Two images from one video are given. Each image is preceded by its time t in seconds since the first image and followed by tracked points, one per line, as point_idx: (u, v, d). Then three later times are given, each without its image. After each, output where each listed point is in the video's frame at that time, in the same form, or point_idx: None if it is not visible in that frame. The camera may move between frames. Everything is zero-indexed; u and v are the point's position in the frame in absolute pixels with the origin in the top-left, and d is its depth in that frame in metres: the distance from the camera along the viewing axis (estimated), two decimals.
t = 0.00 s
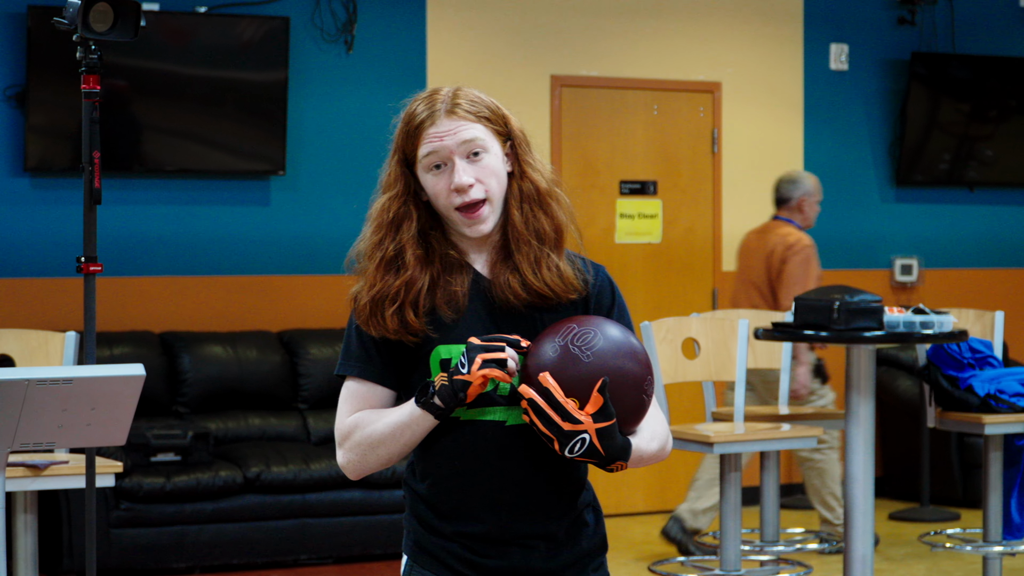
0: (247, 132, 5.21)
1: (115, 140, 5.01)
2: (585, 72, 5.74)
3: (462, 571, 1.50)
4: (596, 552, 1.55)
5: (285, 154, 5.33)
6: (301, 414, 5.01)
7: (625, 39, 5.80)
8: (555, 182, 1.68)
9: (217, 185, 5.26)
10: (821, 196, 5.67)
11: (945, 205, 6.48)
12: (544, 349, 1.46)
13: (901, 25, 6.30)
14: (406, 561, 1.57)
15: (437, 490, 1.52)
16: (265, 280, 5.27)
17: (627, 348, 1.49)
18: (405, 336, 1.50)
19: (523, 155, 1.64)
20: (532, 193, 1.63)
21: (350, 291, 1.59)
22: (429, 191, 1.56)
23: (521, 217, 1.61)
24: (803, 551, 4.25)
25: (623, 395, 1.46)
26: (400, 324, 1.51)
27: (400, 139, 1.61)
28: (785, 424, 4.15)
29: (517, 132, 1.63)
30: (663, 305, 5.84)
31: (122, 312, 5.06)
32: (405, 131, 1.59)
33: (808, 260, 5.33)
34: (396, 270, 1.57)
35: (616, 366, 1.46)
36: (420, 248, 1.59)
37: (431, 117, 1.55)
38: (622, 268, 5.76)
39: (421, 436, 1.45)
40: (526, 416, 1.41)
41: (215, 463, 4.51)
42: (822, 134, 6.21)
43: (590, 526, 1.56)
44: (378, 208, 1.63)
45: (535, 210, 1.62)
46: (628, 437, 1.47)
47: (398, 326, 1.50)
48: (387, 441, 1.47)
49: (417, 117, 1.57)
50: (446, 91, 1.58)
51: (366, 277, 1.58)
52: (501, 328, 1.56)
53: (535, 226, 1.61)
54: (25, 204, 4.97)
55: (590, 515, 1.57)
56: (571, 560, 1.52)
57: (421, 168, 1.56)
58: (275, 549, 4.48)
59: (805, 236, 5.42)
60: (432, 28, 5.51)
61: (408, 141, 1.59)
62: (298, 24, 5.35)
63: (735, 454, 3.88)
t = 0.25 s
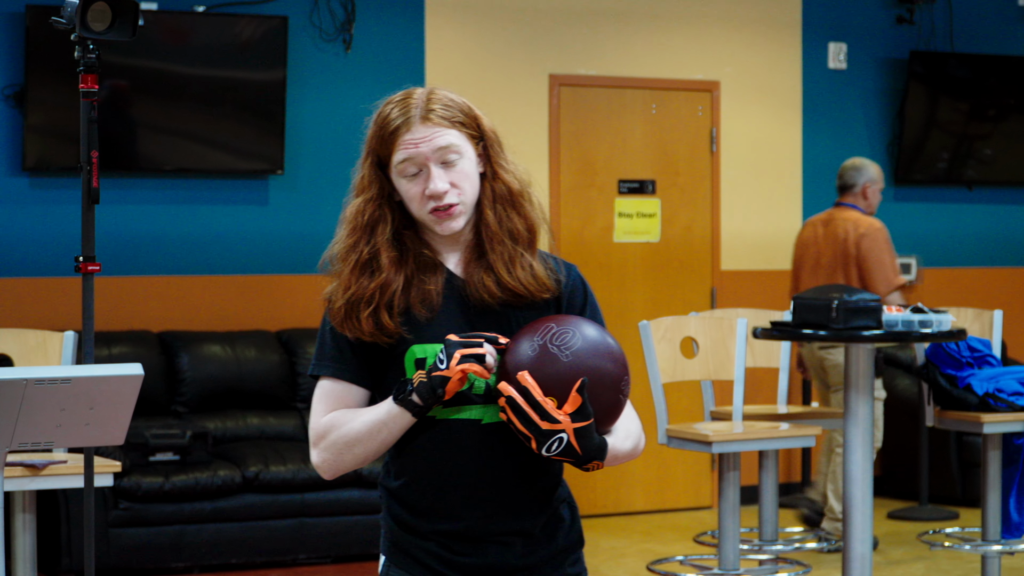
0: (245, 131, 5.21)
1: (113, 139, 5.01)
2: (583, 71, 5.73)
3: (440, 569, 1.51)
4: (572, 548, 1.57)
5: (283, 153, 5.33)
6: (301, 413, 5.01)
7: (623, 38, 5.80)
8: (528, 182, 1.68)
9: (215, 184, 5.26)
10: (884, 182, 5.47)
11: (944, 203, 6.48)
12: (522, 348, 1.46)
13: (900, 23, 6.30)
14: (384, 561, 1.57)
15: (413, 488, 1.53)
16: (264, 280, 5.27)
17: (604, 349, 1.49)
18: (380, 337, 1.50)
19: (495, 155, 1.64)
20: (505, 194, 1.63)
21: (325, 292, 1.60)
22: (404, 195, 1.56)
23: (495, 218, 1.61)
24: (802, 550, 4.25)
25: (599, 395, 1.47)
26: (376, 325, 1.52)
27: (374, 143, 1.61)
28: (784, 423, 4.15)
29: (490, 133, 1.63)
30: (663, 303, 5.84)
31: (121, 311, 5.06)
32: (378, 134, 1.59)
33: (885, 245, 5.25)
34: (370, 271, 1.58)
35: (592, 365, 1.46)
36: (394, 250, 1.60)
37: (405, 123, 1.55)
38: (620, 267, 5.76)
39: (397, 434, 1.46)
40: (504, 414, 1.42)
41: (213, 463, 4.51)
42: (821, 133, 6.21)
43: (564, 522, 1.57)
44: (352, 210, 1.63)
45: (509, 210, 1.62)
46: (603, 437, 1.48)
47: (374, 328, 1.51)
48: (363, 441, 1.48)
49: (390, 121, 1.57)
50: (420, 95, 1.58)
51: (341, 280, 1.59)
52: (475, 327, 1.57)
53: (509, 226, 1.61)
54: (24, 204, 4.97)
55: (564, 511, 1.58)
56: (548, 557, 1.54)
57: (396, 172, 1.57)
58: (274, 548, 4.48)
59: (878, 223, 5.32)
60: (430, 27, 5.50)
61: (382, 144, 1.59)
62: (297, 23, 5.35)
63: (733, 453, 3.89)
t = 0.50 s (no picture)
0: (243, 132, 5.20)
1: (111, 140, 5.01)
2: (582, 72, 5.74)
3: (415, 569, 1.51)
4: (546, 546, 1.57)
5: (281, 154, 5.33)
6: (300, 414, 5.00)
7: (622, 38, 5.80)
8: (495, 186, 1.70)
9: (214, 185, 5.25)
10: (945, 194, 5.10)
11: (943, 204, 6.48)
12: (491, 351, 1.47)
13: (898, 24, 6.31)
14: (359, 562, 1.58)
15: (384, 487, 1.53)
16: (264, 280, 5.26)
17: (573, 349, 1.50)
18: (347, 337, 1.51)
19: (463, 157, 1.65)
20: (473, 196, 1.64)
21: (292, 293, 1.60)
22: (373, 195, 1.56)
23: (463, 220, 1.62)
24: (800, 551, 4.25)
25: (570, 395, 1.48)
26: (344, 325, 1.52)
27: (343, 143, 1.61)
28: (783, 424, 4.15)
29: (458, 134, 1.65)
30: (662, 304, 5.84)
31: (119, 312, 5.06)
32: (347, 134, 1.60)
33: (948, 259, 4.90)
34: (338, 272, 1.58)
35: (562, 367, 1.47)
36: (362, 250, 1.60)
37: (375, 122, 1.56)
38: (619, 268, 5.76)
39: (354, 429, 1.46)
40: (474, 416, 1.42)
41: (212, 464, 4.51)
42: (820, 134, 6.21)
43: (536, 520, 1.58)
44: (320, 211, 1.63)
45: (477, 212, 1.64)
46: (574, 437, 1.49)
47: (342, 328, 1.51)
48: (322, 437, 1.48)
49: (360, 120, 1.58)
50: (390, 96, 1.59)
51: (308, 280, 1.59)
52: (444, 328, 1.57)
53: (476, 228, 1.63)
54: (22, 205, 4.96)
55: (536, 509, 1.59)
56: (522, 554, 1.54)
57: (365, 171, 1.57)
58: (273, 549, 4.47)
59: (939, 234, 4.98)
60: (429, 27, 5.50)
61: (351, 145, 1.60)
62: (295, 24, 5.35)
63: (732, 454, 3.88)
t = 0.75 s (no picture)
0: (242, 132, 5.20)
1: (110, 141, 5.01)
2: (581, 73, 5.74)
3: (396, 569, 1.52)
4: (526, 545, 1.58)
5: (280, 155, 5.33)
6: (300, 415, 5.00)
7: (622, 40, 5.80)
8: (473, 189, 1.70)
9: (212, 185, 5.25)
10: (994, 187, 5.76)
11: (942, 206, 6.49)
12: (468, 352, 1.48)
13: (897, 26, 6.31)
14: (340, 562, 1.58)
15: (365, 490, 1.53)
16: (263, 281, 5.26)
17: (550, 351, 1.51)
18: (323, 340, 1.51)
19: (441, 161, 1.66)
20: (450, 199, 1.65)
21: (269, 296, 1.60)
22: (351, 198, 1.57)
23: (440, 223, 1.63)
24: (799, 552, 4.25)
25: (545, 397, 1.48)
26: (320, 328, 1.52)
27: (321, 146, 1.61)
28: (781, 425, 4.15)
29: (435, 138, 1.65)
30: (661, 305, 5.85)
31: (118, 313, 5.06)
32: (325, 138, 1.60)
33: (994, 250, 5.58)
34: (314, 275, 1.58)
35: (538, 368, 1.48)
36: (339, 253, 1.61)
37: (353, 126, 1.56)
38: (618, 269, 5.76)
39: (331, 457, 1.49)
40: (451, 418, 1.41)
41: (211, 464, 4.51)
42: (819, 135, 6.21)
43: (517, 520, 1.59)
44: (297, 214, 1.64)
45: (454, 215, 1.64)
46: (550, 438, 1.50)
47: (317, 331, 1.52)
48: (299, 459, 1.51)
49: (338, 124, 1.58)
50: (368, 99, 1.59)
51: (285, 283, 1.59)
52: (421, 331, 1.57)
53: (454, 231, 1.63)
54: (21, 205, 4.96)
55: (515, 509, 1.59)
56: (502, 554, 1.55)
57: (343, 175, 1.57)
58: (272, 550, 4.47)
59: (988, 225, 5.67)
60: (428, 28, 5.51)
61: (329, 147, 1.60)
62: (294, 25, 5.35)
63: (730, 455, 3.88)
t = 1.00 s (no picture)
0: (241, 133, 5.21)
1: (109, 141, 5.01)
2: (580, 74, 5.74)
3: (383, 570, 1.52)
4: (513, 545, 1.58)
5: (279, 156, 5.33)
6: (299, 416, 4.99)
7: (621, 41, 5.81)
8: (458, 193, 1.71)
9: (211, 186, 5.25)
10: None
11: (941, 207, 6.49)
12: (455, 352, 1.48)
13: (896, 27, 6.32)
14: (327, 564, 1.58)
15: (351, 491, 1.53)
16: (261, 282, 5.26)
17: (536, 352, 1.51)
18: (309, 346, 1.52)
19: (425, 165, 1.66)
20: (434, 203, 1.65)
21: (255, 301, 1.60)
22: (337, 205, 1.57)
23: (425, 227, 1.63)
24: (798, 553, 4.25)
25: (532, 396, 1.48)
26: (306, 334, 1.53)
27: (306, 152, 1.61)
28: (780, 426, 4.15)
29: (420, 142, 1.65)
30: (660, 306, 5.85)
31: (117, 314, 5.06)
32: (310, 143, 1.59)
33: None
34: (300, 280, 1.58)
35: (524, 368, 1.48)
36: (324, 259, 1.61)
37: (338, 132, 1.56)
38: (617, 271, 5.76)
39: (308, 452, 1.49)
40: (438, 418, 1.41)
41: (210, 465, 4.51)
42: (818, 136, 6.22)
43: (502, 521, 1.59)
44: (283, 219, 1.63)
45: (438, 219, 1.65)
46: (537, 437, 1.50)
47: (303, 337, 1.52)
48: (288, 463, 1.52)
49: (323, 130, 1.57)
50: (354, 104, 1.59)
51: (271, 288, 1.59)
52: (406, 334, 1.58)
53: (438, 235, 1.63)
54: (20, 206, 4.96)
55: (501, 510, 1.59)
56: (489, 554, 1.55)
57: (328, 181, 1.57)
58: (270, 551, 4.47)
59: None
60: (427, 30, 5.51)
61: (314, 153, 1.59)
62: (293, 26, 5.35)
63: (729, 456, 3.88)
